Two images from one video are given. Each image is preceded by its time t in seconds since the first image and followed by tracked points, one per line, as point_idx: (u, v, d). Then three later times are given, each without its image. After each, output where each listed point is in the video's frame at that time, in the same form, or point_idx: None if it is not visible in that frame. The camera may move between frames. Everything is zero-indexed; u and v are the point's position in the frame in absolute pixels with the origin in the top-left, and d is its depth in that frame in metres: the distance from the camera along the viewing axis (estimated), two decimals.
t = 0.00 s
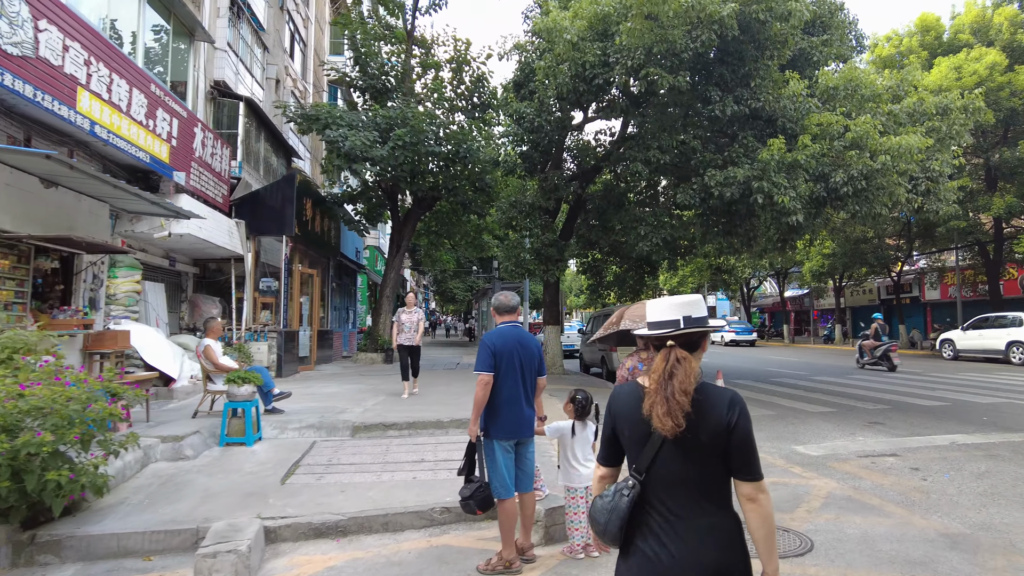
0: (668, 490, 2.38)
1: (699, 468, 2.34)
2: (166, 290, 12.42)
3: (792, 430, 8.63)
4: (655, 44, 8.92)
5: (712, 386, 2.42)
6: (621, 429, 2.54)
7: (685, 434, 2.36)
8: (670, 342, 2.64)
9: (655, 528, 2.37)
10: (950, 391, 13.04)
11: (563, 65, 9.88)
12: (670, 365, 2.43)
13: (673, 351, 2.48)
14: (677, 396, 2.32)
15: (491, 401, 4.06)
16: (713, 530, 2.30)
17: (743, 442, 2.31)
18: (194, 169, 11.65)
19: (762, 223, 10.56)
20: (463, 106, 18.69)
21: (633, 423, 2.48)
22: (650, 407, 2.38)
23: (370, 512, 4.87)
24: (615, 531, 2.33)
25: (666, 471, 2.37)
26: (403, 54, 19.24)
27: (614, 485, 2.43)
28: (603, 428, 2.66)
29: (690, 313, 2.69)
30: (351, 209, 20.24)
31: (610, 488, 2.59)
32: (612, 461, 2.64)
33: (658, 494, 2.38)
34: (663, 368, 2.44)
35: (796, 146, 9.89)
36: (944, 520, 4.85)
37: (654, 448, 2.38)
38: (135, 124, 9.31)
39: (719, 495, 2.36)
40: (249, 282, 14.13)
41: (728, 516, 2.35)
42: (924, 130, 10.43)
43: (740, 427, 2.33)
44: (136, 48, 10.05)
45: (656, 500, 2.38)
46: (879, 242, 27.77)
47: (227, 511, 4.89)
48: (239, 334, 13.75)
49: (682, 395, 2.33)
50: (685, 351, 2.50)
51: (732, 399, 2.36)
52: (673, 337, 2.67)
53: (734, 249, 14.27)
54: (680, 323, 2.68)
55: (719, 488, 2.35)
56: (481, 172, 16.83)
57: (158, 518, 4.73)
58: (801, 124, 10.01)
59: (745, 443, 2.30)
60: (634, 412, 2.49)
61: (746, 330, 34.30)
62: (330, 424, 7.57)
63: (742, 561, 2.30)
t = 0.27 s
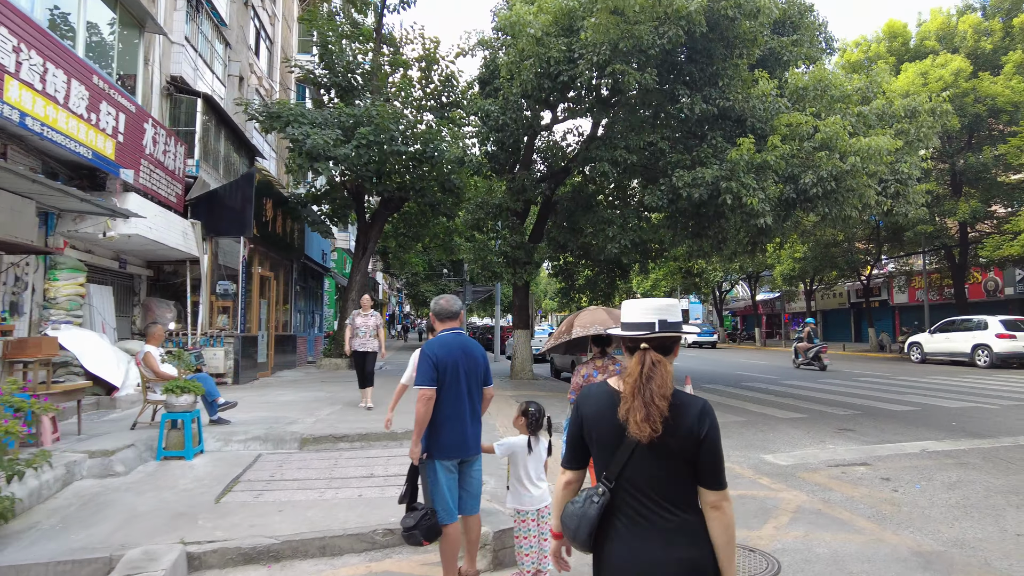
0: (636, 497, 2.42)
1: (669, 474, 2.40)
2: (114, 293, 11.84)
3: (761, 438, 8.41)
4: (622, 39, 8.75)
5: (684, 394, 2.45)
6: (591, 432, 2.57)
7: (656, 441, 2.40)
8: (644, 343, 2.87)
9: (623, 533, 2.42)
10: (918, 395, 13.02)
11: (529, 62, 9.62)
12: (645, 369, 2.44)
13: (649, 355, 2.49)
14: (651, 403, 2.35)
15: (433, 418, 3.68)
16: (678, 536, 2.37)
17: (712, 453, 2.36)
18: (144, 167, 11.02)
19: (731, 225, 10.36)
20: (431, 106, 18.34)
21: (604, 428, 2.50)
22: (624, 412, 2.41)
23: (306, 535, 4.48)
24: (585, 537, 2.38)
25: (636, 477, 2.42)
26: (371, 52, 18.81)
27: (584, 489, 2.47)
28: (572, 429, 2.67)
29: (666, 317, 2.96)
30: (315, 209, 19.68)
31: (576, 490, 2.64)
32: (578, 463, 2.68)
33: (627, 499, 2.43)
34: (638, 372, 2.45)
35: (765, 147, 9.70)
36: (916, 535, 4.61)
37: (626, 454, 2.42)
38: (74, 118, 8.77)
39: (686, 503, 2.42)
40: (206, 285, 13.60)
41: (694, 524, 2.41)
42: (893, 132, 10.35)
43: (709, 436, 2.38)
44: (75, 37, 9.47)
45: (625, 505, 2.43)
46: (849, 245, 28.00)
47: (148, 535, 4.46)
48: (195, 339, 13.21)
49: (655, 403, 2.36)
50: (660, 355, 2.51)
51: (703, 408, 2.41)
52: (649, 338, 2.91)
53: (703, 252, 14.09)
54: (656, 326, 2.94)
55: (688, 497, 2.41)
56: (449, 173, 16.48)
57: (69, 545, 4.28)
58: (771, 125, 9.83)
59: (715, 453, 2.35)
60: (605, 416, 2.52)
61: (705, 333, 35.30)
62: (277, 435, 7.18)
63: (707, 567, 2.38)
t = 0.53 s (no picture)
0: (609, 503, 2.43)
1: (642, 479, 2.45)
2: (61, 291, 11.21)
3: (734, 441, 8.16)
4: (591, 28, 8.55)
5: (652, 397, 2.53)
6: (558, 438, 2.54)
7: (629, 445, 2.43)
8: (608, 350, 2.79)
9: (598, 542, 2.39)
10: (890, 396, 12.95)
11: (496, 50, 9.37)
12: (615, 372, 2.50)
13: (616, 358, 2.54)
14: (627, 405, 2.40)
15: (371, 429, 3.33)
16: (649, 540, 2.41)
17: (683, 453, 2.44)
18: (93, 158, 10.42)
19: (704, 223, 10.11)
20: (401, 101, 17.91)
21: (575, 434, 2.49)
22: (601, 416, 2.43)
23: (239, 555, 4.08)
24: (558, 548, 2.33)
25: (608, 482, 2.43)
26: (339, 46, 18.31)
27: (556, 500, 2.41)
28: (533, 440, 2.61)
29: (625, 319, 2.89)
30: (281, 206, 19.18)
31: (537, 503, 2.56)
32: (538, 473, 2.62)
33: (599, 507, 2.42)
34: (608, 376, 2.49)
35: (738, 142, 9.48)
36: (894, 547, 4.36)
37: (599, 458, 2.42)
38: (9, 103, 8.20)
39: (655, 505, 2.47)
40: (162, 284, 13.03)
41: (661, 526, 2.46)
42: (866, 129, 10.20)
43: (678, 438, 2.46)
44: (11, 17, 8.87)
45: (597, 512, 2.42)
46: (823, 246, 28.10)
47: (61, 556, 4.02)
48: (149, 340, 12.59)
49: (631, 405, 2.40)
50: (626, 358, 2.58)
51: (671, 410, 2.50)
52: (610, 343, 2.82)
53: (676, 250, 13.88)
54: (617, 329, 2.86)
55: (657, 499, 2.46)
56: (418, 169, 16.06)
57: None
58: (744, 120, 9.62)
59: (686, 454, 2.44)
60: (575, 421, 2.51)
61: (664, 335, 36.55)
62: (224, 442, 6.75)
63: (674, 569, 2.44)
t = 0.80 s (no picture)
0: (554, 505, 2.48)
1: (587, 479, 2.50)
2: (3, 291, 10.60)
3: (707, 448, 7.92)
4: (560, 20, 8.32)
5: (597, 397, 2.59)
6: (506, 444, 2.60)
7: (570, 445, 2.49)
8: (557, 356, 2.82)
9: (544, 544, 2.45)
10: (863, 399, 12.85)
11: (463, 43, 9.11)
12: (558, 373, 2.55)
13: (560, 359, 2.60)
14: (569, 406, 2.46)
15: (300, 448, 3.00)
16: (599, 541, 2.48)
17: (629, 453, 2.51)
18: (37, 150, 9.85)
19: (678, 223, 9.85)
20: (371, 97, 17.44)
21: (522, 438, 2.55)
22: (541, 419, 2.48)
23: None
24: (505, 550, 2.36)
25: (556, 486, 2.49)
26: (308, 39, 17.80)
27: (503, 504, 2.45)
28: (482, 446, 2.66)
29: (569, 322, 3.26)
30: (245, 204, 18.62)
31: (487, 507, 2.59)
32: (488, 480, 2.67)
33: (547, 510, 2.48)
34: (548, 380, 2.56)
35: (712, 141, 9.26)
36: (873, 567, 4.10)
37: (547, 463, 2.48)
38: None
39: (604, 505, 2.55)
40: (117, 283, 12.33)
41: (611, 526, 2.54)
42: (841, 129, 10.05)
43: (624, 438, 2.53)
44: None
45: (547, 516, 2.48)
46: (796, 248, 28.20)
47: None
48: (101, 342, 11.97)
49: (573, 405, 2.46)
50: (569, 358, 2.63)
51: (616, 410, 2.56)
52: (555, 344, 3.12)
53: (649, 252, 13.64)
54: (563, 331, 3.23)
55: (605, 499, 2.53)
56: (388, 167, 15.66)
57: None
58: (718, 118, 9.40)
59: (632, 453, 2.50)
60: (522, 426, 2.56)
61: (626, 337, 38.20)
62: (166, 453, 6.31)
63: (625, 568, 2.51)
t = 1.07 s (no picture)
0: (500, 514, 2.42)
1: (535, 488, 2.43)
2: None
3: (682, 453, 7.62)
4: (531, 7, 8.00)
5: (547, 403, 2.53)
6: (455, 451, 2.56)
7: (517, 451, 2.43)
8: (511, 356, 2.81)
9: (491, 555, 2.40)
10: (839, 401, 12.70)
11: (430, 30, 8.96)
12: (505, 374, 2.51)
13: (510, 361, 2.56)
14: (513, 409, 2.40)
15: (213, 464, 2.62)
16: (549, 552, 2.42)
17: (578, 461, 2.43)
18: None
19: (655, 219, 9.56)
20: (342, 91, 16.95)
21: (469, 445, 2.50)
22: (486, 421, 2.44)
23: None
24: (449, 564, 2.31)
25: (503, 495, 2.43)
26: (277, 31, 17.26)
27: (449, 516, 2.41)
28: (434, 452, 2.63)
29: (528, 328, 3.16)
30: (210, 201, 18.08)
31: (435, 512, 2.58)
32: (439, 487, 2.65)
33: (494, 520, 2.42)
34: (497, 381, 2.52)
35: (688, 136, 8.99)
36: None
37: (493, 470, 2.43)
38: None
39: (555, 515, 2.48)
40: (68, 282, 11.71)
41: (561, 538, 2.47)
42: (820, 125, 9.85)
43: (574, 446, 2.45)
44: None
45: (494, 526, 2.42)
46: (773, 250, 28.21)
47: None
48: (50, 344, 11.36)
49: (518, 410, 2.41)
50: (520, 360, 2.59)
51: (566, 417, 2.49)
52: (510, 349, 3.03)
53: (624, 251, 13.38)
54: (519, 336, 3.13)
55: (555, 511, 2.45)
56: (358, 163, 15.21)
57: None
58: (695, 113, 9.14)
59: (581, 462, 2.42)
60: (468, 433, 2.52)
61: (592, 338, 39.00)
62: (102, 463, 5.84)
63: None
